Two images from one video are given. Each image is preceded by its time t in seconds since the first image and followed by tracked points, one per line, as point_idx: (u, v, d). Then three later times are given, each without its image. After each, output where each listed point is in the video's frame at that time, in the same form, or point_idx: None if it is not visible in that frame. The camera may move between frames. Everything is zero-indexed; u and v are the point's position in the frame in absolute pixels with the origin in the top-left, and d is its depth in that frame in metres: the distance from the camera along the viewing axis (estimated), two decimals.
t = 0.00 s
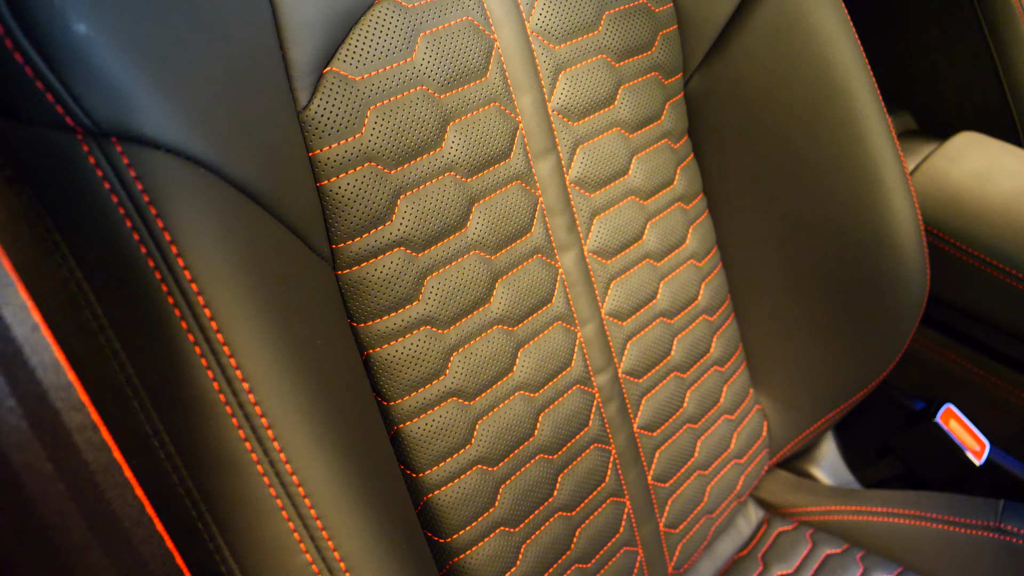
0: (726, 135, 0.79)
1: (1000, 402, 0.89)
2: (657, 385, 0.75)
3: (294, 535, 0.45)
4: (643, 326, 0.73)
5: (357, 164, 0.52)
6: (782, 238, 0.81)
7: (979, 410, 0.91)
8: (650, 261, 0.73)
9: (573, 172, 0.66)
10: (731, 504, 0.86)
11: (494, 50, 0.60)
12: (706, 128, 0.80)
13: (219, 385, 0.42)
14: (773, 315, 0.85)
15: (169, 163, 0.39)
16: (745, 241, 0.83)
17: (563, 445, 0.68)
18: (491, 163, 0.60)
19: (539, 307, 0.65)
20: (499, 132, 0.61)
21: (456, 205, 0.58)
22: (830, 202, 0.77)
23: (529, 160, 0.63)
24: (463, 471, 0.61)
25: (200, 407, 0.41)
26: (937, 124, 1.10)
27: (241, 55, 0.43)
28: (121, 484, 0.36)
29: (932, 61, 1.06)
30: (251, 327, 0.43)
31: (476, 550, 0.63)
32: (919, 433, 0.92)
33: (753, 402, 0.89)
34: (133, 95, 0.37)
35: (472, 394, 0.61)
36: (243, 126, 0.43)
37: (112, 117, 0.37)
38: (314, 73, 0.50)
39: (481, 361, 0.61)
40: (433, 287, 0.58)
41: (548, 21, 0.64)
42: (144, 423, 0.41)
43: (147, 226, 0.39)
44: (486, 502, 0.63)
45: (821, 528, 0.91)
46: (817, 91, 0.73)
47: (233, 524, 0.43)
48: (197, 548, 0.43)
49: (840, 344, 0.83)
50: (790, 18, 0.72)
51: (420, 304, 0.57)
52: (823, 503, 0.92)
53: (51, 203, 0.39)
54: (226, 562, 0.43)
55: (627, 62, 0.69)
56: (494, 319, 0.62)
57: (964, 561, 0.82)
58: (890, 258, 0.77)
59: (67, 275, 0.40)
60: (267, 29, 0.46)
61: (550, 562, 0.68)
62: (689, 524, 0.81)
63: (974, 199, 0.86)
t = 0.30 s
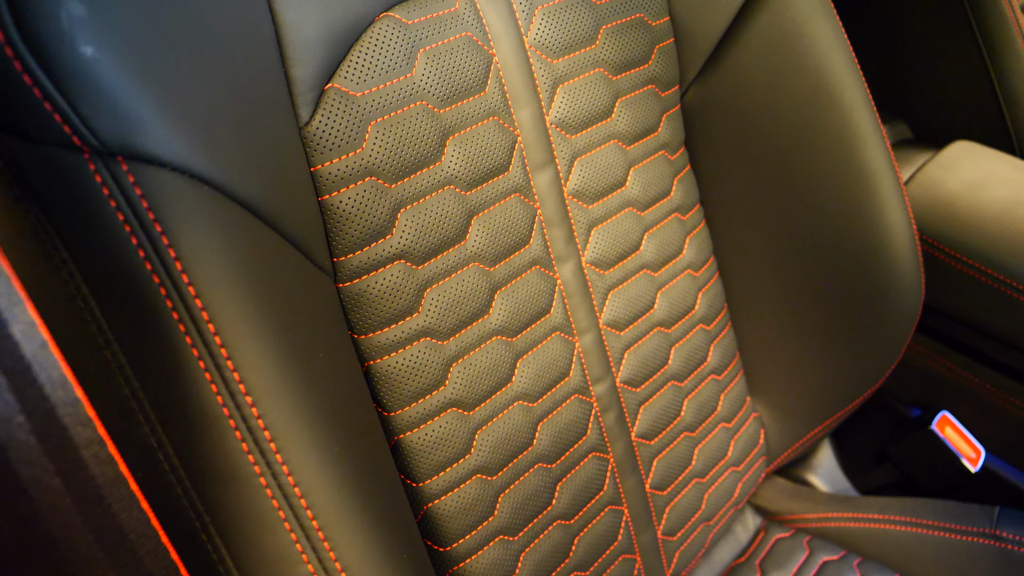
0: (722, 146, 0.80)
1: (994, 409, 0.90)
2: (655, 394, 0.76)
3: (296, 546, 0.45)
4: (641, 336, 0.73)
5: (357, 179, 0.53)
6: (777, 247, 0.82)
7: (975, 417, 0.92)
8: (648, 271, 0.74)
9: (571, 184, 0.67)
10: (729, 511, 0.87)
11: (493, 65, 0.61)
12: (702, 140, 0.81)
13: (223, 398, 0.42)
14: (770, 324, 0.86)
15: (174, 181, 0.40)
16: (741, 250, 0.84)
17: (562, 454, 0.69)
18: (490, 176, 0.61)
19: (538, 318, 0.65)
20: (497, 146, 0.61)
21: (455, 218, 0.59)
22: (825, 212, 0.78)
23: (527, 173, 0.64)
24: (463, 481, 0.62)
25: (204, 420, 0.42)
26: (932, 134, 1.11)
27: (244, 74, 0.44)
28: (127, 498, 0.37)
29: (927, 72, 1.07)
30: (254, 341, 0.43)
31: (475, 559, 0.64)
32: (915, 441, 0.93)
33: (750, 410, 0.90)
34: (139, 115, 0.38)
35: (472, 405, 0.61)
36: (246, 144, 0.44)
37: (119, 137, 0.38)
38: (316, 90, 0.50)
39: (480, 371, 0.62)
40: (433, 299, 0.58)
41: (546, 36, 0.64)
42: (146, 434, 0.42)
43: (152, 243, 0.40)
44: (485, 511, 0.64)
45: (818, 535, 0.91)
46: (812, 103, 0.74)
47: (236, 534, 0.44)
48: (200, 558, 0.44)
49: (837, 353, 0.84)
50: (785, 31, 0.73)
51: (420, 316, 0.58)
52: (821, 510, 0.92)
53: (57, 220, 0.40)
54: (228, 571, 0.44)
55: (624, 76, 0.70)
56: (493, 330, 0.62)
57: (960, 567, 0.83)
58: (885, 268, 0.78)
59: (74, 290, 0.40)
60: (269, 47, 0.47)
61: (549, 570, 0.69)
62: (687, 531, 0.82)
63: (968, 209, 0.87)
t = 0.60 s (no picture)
0: (719, 157, 0.81)
1: (988, 415, 0.91)
2: (653, 402, 0.76)
3: (298, 556, 0.46)
4: (639, 345, 0.74)
5: (359, 192, 0.54)
6: (774, 257, 0.82)
7: (971, 424, 0.93)
8: (645, 281, 0.75)
9: (569, 196, 0.68)
10: (727, 518, 0.87)
11: (492, 79, 0.62)
12: (699, 151, 0.81)
13: (228, 411, 0.43)
14: (766, 333, 0.87)
15: (180, 198, 0.41)
16: (738, 259, 0.85)
17: (561, 463, 0.69)
18: (489, 188, 0.62)
19: (537, 328, 0.66)
20: (496, 159, 0.62)
21: (455, 230, 0.60)
22: (820, 223, 0.78)
23: (526, 185, 0.65)
24: (463, 489, 0.62)
25: (208, 434, 0.43)
26: (927, 143, 1.12)
27: (247, 92, 0.45)
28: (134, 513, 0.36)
29: (922, 81, 1.08)
30: (258, 356, 0.44)
31: (475, 567, 0.64)
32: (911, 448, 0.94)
33: (748, 418, 0.90)
34: (145, 135, 0.39)
35: (471, 415, 0.62)
36: (249, 161, 0.44)
37: (125, 156, 0.39)
38: (318, 106, 0.51)
39: (480, 381, 0.62)
40: (433, 310, 0.59)
41: (545, 49, 0.65)
42: (154, 448, 0.43)
43: (158, 259, 0.41)
44: (485, 519, 0.64)
45: (816, 542, 0.92)
46: (808, 114, 0.75)
47: (239, 544, 0.44)
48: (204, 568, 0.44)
49: (833, 361, 0.85)
50: (781, 43, 0.74)
51: (420, 327, 0.58)
52: (819, 517, 0.93)
53: (65, 237, 0.40)
54: None
55: (622, 88, 0.71)
56: (492, 340, 0.63)
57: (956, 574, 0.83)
58: (880, 277, 0.79)
59: (81, 306, 0.41)
60: (272, 65, 0.48)
61: None
62: (686, 538, 0.82)
63: (964, 217, 0.87)
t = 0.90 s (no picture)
0: (716, 167, 0.81)
1: (982, 422, 0.92)
2: (651, 410, 0.77)
3: (301, 565, 0.47)
4: (636, 354, 0.75)
5: (360, 205, 0.55)
6: (771, 266, 0.83)
7: (967, 431, 0.94)
8: (643, 290, 0.75)
9: (568, 207, 0.69)
10: (726, 524, 0.88)
11: (492, 92, 0.63)
12: (696, 161, 0.82)
13: (232, 423, 0.44)
14: (763, 341, 0.87)
15: (186, 215, 0.42)
16: (735, 268, 0.85)
17: (560, 471, 0.70)
18: (489, 200, 0.63)
19: (536, 338, 0.67)
20: (496, 171, 0.63)
21: (455, 242, 0.60)
22: (816, 232, 0.79)
23: (525, 197, 0.66)
24: (462, 498, 0.63)
25: (213, 446, 0.44)
26: (922, 151, 1.13)
27: (251, 109, 0.45)
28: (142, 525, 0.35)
29: (917, 90, 1.09)
30: (262, 369, 0.45)
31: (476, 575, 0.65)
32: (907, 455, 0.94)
33: (745, 425, 0.91)
34: (152, 153, 0.40)
35: (471, 424, 0.63)
36: (253, 176, 0.45)
37: (132, 174, 0.40)
38: (320, 120, 0.52)
39: (480, 391, 0.63)
40: (434, 321, 0.60)
41: (543, 63, 0.66)
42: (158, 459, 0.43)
43: (164, 274, 0.42)
44: (485, 527, 0.65)
45: (814, 548, 0.92)
46: (804, 125, 0.76)
47: (243, 554, 0.45)
48: None
49: (829, 368, 0.85)
50: (777, 55, 0.75)
51: (421, 338, 0.59)
52: (815, 523, 0.94)
53: (71, 251, 0.41)
54: None
55: (620, 100, 0.72)
56: (492, 350, 0.64)
57: None
58: (876, 286, 0.79)
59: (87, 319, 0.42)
60: (275, 82, 0.48)
61: None
62: (684, 545, 0.83)
63: (958, 226, 0.88)
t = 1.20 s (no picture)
0: (713, 177, 0.82)
1: (978, 428, 0.92)
2: (649, 418, 0.78)
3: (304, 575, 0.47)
4: (634, 362, 0.76)
5: (361, 218, 0.55)
6: (767, 275, 0.84)
7: (964, 437, 0.95)
8: (641, 299, 0.76)
9: (567, 217, 0.70)
10: (723, 531, 0.89)
11: (491, 105, 0.64)
12: (693, 171, 0.83)
13: (237, 435, 0.45)
14: (760, 348, 0.88)
15: (191, 230, 0.43)
16: (733, 276, 0.86)
17: (559, 479, 0.70)
18: (488, 212, 0.64)
19: (535, 347, 0.68)
20: (495, 183, 0.64)
21: (455, 253, 0.61)
22: (813, 242, 0.80)
23: (524, 208, 0.66)
24: (462, 506, 0.64)
25: (218, 457, 0.44)
26: (918, 158, 1.14)
27: (254, 125, 0.46)
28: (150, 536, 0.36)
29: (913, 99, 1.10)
30: (266, 381, 0.45)
31: None
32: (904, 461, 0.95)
33: (743, 432, 0.92)
34: (158, 169, 0.40)
35: (471, 433, 0.64)
36: (257, 191, 0.46)
37: (139, 190, 0.40)
38: (321, 134, 0.53)
39: (479, 400, 0.64)
40: (434, 331, 0.60)
41: (542, 75, 0.67)
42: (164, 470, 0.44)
43: (170, 288, 0.42)
44: (485, 535, 0.65)
45: (811, 554, 0.93)
46: (800, 135, 0.77)
47: (247, 563, 0.46)
48: None
49: (826, 376, 0.86)
50: (773, 66, 0.76)
51: (421, 348, 0.60)
52: (812, 529, 0.94)
53: (78, 265, 0.42)
54: None
55: (618, 112, 0.73)
56: (492, 359, 0.65)
57: None
58: (872, 294, 0.80)
59: (93, 331, 0.43)
60: (278, 98, 0.49)
61: None
62: (682, 551, 0.83)
63: (954, 233, 0.89)
